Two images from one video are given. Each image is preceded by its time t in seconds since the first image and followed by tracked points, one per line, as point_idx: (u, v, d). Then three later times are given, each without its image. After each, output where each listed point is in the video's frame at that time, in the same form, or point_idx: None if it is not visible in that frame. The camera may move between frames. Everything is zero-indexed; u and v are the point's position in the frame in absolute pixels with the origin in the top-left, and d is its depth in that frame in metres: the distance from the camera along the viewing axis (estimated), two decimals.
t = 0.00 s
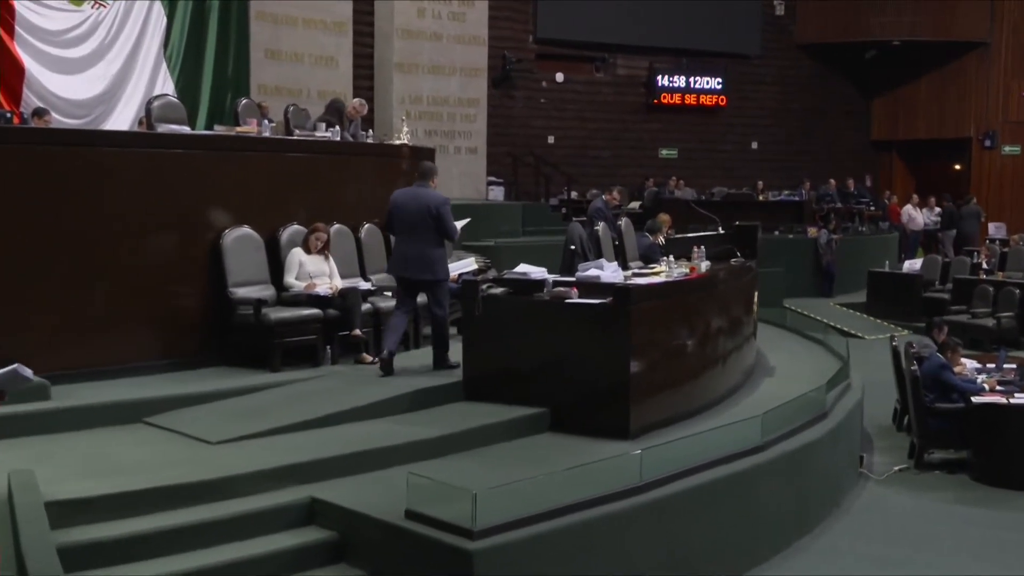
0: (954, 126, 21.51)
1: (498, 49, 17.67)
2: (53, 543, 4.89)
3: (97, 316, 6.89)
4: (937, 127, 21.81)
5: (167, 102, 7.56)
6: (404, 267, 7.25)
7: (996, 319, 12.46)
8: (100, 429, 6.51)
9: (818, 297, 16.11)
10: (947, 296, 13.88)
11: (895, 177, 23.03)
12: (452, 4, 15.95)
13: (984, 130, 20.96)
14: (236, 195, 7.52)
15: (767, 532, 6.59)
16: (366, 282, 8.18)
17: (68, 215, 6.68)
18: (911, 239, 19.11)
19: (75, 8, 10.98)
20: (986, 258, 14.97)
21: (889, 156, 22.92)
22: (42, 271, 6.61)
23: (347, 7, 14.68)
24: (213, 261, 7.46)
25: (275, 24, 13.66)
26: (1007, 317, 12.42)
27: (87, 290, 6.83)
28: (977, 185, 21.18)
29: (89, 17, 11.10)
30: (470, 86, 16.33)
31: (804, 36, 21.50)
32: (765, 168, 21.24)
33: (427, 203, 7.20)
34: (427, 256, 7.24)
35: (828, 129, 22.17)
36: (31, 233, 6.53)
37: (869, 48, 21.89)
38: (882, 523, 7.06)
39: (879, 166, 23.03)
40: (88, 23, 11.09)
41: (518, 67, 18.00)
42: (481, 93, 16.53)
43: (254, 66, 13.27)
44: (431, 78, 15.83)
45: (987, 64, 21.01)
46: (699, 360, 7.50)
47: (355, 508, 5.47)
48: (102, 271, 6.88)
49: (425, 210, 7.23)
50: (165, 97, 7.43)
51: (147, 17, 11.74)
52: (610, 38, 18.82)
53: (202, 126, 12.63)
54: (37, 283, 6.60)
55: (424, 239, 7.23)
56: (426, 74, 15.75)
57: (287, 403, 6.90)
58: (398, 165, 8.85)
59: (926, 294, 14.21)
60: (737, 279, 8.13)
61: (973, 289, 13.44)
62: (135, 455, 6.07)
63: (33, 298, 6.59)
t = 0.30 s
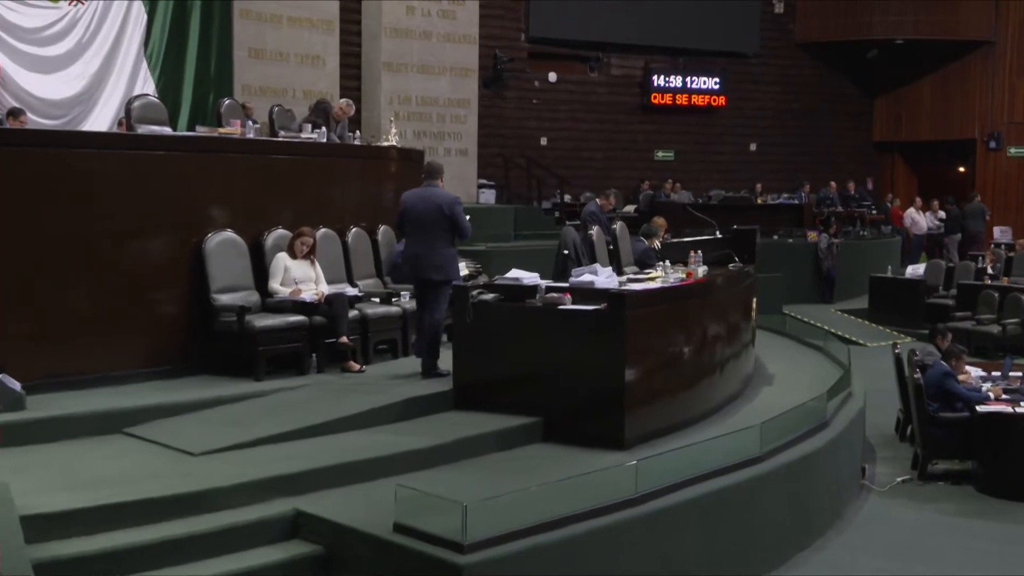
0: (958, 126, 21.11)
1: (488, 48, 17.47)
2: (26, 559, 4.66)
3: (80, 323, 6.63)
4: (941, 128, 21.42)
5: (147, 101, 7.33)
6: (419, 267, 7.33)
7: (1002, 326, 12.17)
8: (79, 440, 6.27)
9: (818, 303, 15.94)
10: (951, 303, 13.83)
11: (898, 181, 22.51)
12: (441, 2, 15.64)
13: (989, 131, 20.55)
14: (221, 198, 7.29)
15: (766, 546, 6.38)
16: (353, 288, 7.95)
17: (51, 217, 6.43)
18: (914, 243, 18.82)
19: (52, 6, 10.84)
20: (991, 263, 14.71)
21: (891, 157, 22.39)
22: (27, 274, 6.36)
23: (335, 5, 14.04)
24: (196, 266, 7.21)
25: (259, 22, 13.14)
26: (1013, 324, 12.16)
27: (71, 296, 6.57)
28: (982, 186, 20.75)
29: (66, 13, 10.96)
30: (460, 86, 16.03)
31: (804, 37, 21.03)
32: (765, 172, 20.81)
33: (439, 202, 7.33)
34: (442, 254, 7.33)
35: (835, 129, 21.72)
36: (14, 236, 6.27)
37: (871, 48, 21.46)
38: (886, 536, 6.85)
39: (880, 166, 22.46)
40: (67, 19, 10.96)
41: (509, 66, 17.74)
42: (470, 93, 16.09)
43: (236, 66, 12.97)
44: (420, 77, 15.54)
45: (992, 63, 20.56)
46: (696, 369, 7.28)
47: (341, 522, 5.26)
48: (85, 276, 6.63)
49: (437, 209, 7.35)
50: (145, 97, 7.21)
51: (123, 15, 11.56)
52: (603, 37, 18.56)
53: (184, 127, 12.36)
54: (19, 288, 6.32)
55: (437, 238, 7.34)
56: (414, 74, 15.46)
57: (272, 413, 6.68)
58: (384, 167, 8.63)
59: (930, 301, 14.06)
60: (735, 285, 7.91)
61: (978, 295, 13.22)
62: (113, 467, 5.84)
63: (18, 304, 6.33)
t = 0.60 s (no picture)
0: (961, 131, 20.72)
1: (478, 50, 17.28)
2: None
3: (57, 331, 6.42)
4: (944, 131, 21.09)
5: (126, 105, 7.12)
6: (423, 276, 7.25)
7: (1006, 336, 11.95)
8: (57, 453, 6.05)
9: (818, 311, 15.70)
10: (954, 312, 13.57)
11: (900, 189, 22.25)
12: (430, 3, 15.35)
13: (993, 136, 20.24)
14: (203, 204, 7.07)
15: (765, 562, 6.19)
16: (340, 296, 7.72)
17: (29, 222, 6.22)
18: (916, 250, 18.42)
19: (28, 5, 10.38)
20: (995, 271, 14.51)
21: (892, 162, 22.18)
22: (19, 276, 6.21)
23: (320, 5, 13.84)
24: (177, 275, 6.98)
25: (242, 22, 12.94)
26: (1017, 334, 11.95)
27: (51, 302, 6.37)
28: (986, 191, 20.42)
29: (42, 14, 10.49)
30: (450, 88, 15.78)
31: (803, 37, 20.90)
32: (762, 177, 20.62)
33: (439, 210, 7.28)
34: (445, 263, 7.27)
35: (834, 133, 21.55)
36: (5, 237, 6.13)
37: (873, 51, 21.31)
38: (888, 552, 6.64)
39: (881, 175, 22.32)
40: (42, 20, 10.48)
41: (500, 68, 17.51)
42: (460, 96, 15.82)
43: (218, 67, 12.76)
44: (407, 80, 15.19)
45: (996, 64, 20.23)
46: (692, 381, 7.08)
47: (325, 539, 5.05)
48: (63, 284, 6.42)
49: (438, 217, 7.30)
50: (124, 100, 7.00)
51: (104, 15, 11.23)
52: (595, 40, 18.34)
53: (164, 129, 12.13)
54: (16, 288, 6.20)
55: (440, 247, 7.29)
56: (402, 76, 15.12)
57: (255, 425, 6.46)
58: (372, 173, 8.41)
59: (932, 310, 13.79)
60: (732, 294, 7.70)
61: (982, 304, 13.01)
62: (89, 483, 5.61)
63: (7, 305, 6.18)
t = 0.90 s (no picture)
0: (964, 133, 20.47)
1: (468, 50, 17.10)
2: None
3: (38, 337, 6.21)
4: (948, 132, 20.78)
5: (105, 106, 6.92)
6: (423, 277, 7.16)
7: (1011, 344, 11.75)
8: (32, 465, 5.83)
9: (818, 318, 15.37)
10: (957, 318, 13.26)
11: (901, 192, 21.97)
12: (419, 2, 15.06)
13: (997, 138, 19.97)
14: (187, 209, 6.83)
15: None
16: (326, 304, 7.50)
17: (13, 225, 6.02)
18: (918, 255, 18.16)
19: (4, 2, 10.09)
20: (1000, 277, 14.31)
21: (893, 165, 21.97)
22: (20, 276, 6.09)
23: (305, 5, 13.64)
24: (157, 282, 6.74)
25: (225, 22, 12.67)
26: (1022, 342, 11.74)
27: (34, 306, 6.17)
28: (990, 195, 20.19)
29: (17, 12, 10.21)
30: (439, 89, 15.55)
31: (799, 36, 20.74)
32: (759, 180, 20.42)
33: (439, 211, 7.22)
34: (444, 263, 7.17)
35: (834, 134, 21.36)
36: (6, 236, 6.00)
37: (873, 50, 21.09)
38: (890, 565, 6.45)
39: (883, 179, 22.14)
40: (18, 18, 10.22)
41: (490, 68, 17.31)
42: (449, 98, 15.49)
43: (200, 67, 12.53)
44: (395, 80, 14.93)
45: (1000, 65, 20.01)
46: (688, 389, 6.88)
47: (310, 554, 4.84)
48: (44, 290, 6.20)
49: (438, 218, 7.22)
50: (102, 101, 6.79)
51: (83, 15, 11.03)
52: (587, 40, 18.14)
53: (142, 130, 11.93)
54: (16, 288, 6.08)
55: (440, 248, 7.20)
56: (390, 77, 14.88)
57: (237, 437, 6.25)
58: (359, 177, 8.19)
59: (934, 317, 13.57)
60: (729, 300, 7.50)
61: (986, 311, 12.80)
62: (65, 496, 5.40)
63: (7, 305, 6.06)
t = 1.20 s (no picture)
0: (967, 138, 20.37)
1: (458, 51, 16.91)
2: None
3: (16, 345, 5.99)
4: (951, 136, 20.68)
5: (84, 109, 6.73)
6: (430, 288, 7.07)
7: (1015, 353, 11.57)
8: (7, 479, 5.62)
9: (818, 327, 15.21)
10: (961, 327, 13.05)
11: (903, 197, 21.84)
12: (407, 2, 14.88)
13: (1001, 143, 19.83)
14: (169, 214, 6.61)
15: None
16: (311, 312, 7.30)
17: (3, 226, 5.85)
18: (921, 262, 18.08)
19: None
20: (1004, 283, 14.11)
21: (894, 170, 21.82)
22: (24, 274, 5.99)
23: (290, 5, 13.36)
24: (137, 290, 6.52)
25: (207, 22, 12.48)
26: None
27: (14, 311, 5.96)
28: (994, 200, 20.02)
29: None
30: (427, 91, 15.37)
31: (799, 37, 20.49)
32: (755, 185, 20.23)
33: (455, 223, 7.08)
34: (454, 276, 7.05)
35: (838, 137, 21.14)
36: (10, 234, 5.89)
37: (873, 51, 20.78)
38: None
39: (884, 183, 21.90)
40: None
41: (480, 70, 17.12)
42: (439, 101, 15.49)
43: (183, 69, 12.35)
44: (383, 82, 14.72)
45: (1003, 68, 19.92)
46: (684, 400, 6.70)
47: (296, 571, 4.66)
48: (22, 296, 5.98)
49: (452, 230, 7.09)
50: (80, 103, 6.60)
51: (60, 14, 10.83)
52: (580, 41, 17.95)
53: (122, 134, 11.76)
54: (22, 286, 5.98)
55: (452, 260, 7.08)
56: (378, 79, 14.66)
57: (220, 449, 6.05)
58: (345, 182, 7.99)
59: (937, 325, 13.38)
60: (726, 308, 7.31)
61: (990, 319, 12.60)
62: (40, 511, 5.20)
63: (14, 303, 5.96)
